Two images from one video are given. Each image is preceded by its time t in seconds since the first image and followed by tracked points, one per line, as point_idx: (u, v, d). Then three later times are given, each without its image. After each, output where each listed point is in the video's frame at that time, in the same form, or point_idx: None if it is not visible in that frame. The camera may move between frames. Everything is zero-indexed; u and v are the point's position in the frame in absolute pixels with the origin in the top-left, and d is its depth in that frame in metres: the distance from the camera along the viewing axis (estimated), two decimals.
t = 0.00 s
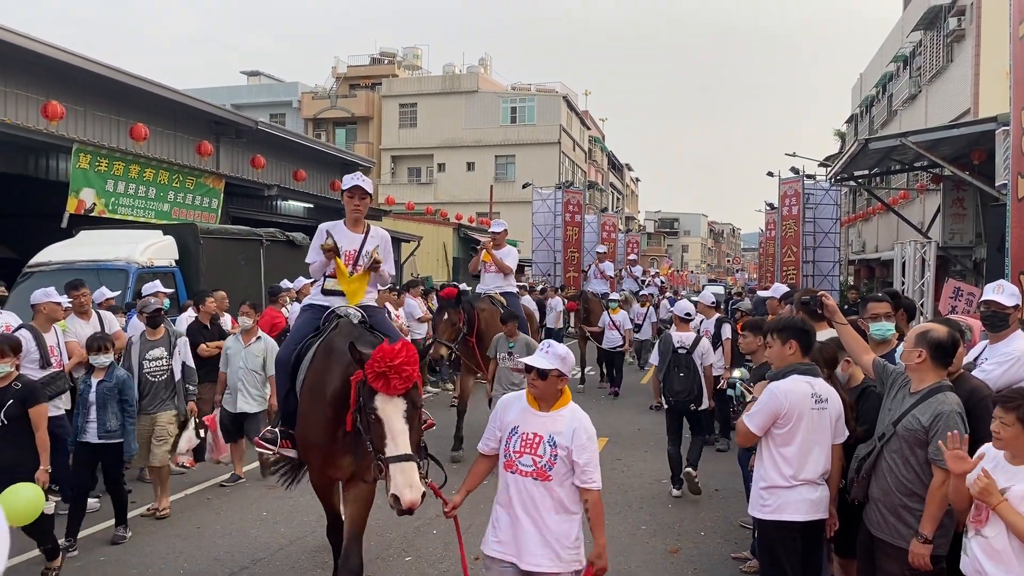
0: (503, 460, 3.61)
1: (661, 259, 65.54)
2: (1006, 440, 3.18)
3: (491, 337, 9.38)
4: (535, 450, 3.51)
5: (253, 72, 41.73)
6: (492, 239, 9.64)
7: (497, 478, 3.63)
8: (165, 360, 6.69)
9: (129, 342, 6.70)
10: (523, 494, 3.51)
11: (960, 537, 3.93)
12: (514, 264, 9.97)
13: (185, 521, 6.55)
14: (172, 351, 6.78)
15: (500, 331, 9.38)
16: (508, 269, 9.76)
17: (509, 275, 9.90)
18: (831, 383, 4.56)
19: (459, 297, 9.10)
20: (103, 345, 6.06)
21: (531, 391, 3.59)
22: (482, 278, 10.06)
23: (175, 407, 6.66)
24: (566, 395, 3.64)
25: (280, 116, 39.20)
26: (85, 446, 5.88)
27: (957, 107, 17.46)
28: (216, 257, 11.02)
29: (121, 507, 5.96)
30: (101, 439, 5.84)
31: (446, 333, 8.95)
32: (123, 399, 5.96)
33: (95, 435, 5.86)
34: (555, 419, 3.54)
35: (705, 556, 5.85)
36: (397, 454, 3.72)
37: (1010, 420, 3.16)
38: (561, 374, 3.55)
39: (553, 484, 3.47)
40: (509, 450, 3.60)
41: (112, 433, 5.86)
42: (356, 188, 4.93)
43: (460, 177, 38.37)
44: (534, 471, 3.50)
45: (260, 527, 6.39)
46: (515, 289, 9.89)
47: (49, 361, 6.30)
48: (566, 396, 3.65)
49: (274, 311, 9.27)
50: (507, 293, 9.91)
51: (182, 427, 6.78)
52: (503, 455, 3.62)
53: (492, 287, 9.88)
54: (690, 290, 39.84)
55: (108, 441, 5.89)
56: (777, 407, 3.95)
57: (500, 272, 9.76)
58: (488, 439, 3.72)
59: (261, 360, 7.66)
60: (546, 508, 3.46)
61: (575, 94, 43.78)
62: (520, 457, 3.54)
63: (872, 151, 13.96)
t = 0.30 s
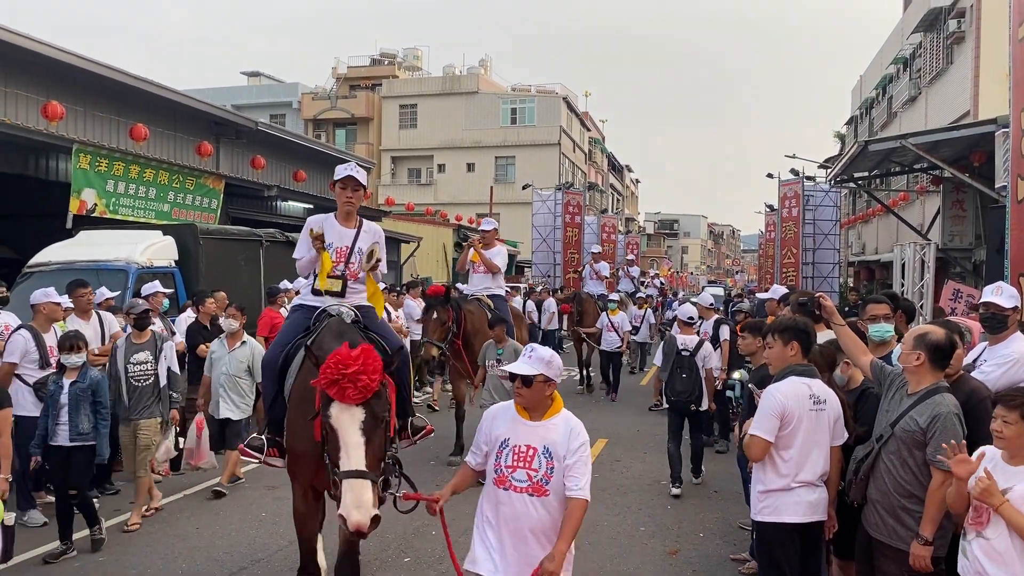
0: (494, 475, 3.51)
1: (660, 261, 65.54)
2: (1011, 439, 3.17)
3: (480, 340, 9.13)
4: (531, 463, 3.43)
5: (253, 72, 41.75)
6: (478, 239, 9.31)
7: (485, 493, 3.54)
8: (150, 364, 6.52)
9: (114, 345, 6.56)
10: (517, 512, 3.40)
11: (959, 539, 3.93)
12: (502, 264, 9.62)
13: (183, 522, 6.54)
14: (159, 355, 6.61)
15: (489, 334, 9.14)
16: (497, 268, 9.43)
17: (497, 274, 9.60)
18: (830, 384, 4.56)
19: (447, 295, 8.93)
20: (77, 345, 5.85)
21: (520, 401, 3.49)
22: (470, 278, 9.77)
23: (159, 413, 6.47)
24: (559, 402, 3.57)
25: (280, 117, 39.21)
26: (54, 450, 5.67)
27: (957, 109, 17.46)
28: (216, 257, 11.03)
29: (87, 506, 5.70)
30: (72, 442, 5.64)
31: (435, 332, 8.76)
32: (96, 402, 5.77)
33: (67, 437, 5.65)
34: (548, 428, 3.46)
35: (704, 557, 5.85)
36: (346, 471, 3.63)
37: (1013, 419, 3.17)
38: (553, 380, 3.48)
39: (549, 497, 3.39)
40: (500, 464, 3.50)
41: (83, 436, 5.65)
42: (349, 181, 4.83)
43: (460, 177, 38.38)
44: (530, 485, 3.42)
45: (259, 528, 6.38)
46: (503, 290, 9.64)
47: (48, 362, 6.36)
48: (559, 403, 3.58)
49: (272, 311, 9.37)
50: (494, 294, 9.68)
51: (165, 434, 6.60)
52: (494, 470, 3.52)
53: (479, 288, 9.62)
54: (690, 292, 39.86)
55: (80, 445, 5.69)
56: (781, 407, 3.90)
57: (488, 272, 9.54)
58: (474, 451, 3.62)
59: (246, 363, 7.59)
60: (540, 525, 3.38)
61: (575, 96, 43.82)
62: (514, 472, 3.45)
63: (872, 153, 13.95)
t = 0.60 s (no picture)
0: (453, 502, 3.12)
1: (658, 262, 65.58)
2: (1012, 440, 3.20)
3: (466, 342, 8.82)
4: (492, 486, 3.05)
5: (252, 74, 41.78)
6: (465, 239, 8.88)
7: (447, 522, 3.16)
8: (133, 366, 6.37)
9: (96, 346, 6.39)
10: (483, 542, 3.04)
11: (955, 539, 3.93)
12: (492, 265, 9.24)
13: (181, 523, 6.52)
14: (141, 357, 6.45)
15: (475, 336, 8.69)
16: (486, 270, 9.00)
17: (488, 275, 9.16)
18: (826, 386, 4.57)
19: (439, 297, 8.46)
20: (50, 351, 5.78)
21: (474, 419, 3.11)
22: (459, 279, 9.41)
23: (143, 417, 6.36)
24: (519, 414, 3.20)
25: (278, 118, 39.23)
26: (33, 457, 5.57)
27: (954, 111, 17.50)
28: (215, 259, 11.02)
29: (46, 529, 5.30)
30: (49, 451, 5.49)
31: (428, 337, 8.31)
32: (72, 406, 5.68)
33: (44, 445, 5.51)
34: (512, 445, 3.09)
35: (702, 558, 5.85)
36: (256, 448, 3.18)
37: (1016, 419, 3.19)
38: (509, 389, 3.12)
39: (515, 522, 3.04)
40: (458, 490, 3.12)
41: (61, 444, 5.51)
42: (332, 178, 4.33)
43: (458, 179, 38.39)
44: (493, 510, 3.05)
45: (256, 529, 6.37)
46: (492, 291, 9.24)
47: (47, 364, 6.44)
48: (519, 414, 3.22)
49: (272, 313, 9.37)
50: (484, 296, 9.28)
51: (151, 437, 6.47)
52: (452, 497, 3.13)
53: (469, 290, 9.24)
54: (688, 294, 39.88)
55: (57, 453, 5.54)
56: (780, 409, 3.89)
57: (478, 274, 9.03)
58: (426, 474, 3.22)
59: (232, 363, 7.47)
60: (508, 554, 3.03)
61: (573, 97, 43.86)
62: (474, 497, 3.08)
63: (870, 155, 13.97)
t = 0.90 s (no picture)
0: (409, 514, 2.93)
1: (655, 264, 65.61)
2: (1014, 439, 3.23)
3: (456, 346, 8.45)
4: (449, 501, 2.84)
5: (249, 75, 41.75)
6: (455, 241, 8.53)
7: (403, 536, 2.97)
8: (108, 371, 6.28)
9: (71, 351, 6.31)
10: (435, 560, 2.84)
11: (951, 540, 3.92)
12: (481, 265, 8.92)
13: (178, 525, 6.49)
14: (117, 361, 6.35)
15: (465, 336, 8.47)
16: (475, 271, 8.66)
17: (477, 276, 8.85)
18: (821, 387, 4.58)
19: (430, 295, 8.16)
20: (19, 357, 5.56)
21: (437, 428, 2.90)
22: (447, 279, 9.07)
23: (120, 424, 6.28)
24: (489, 429, 2.97)
25: (275, 119, 39.16)
26: (3, 467, 5.43)
27: (951, 113, 17.54)
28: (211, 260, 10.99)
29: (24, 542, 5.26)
30: (21, 460, 5.40)
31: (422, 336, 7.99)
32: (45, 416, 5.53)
33: (15, 454, 5.40)
34: (475, 459, 2.86)
35: (699, 560, 5.84)
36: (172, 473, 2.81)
37: (1016, 419, 3.21)
38: (481, 399, 2.91)
39: (472, 543, 2.81)
40: (415, 502, 2.92)
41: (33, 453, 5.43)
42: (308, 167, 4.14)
43: (456, 180, 38.38)
44: (449, 527, 2.84)
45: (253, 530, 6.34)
46: (481, 292, 8.99)
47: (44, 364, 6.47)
48: (491, 428, 2.98)
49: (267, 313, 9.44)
50: (472, 297, 8.99)
51: (129, 444, 6.37)
52: (409, 509, 2.93)
53: (456, 290, 8.92)
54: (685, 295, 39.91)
55: (29, 463, 5.44)
56: (773, 411, 3.90)
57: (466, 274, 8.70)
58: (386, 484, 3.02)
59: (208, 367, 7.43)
60: None
61: (570, 98, 43.90)
62: (430, 512, 2.87)
63: (867, 156, 13.98)
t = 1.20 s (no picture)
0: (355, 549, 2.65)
1: (651, 264, 65.67)
2: (1005, 443, 3.23)
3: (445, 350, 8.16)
4: (396, 537, 2.55)
5: (245, 75, 41.66)
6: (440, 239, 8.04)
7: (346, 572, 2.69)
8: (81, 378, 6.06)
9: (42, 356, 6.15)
10: None
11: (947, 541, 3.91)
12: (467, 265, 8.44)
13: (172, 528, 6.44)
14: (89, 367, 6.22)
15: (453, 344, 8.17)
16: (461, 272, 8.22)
17: (462, 277, 8.37)
18: (816, 389, 4.58)
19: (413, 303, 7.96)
20: None
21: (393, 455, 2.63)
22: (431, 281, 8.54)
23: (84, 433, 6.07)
24: (451, 461, 2.65)
25: (271, 120, 39.08)
26: None
27: (945, 114, 17.58)
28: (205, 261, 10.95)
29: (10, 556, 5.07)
30: None
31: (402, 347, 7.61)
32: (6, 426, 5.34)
33: None
34: (430, 493, 2.57)
35: (696, 561, 5.83)
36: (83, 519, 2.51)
37: (1008, 421, 3.23)
38: (443, 426, 2.64)
39: None
40: (362, 537, 2.64)
41: None
42: (268, 166, 3.82)
43: (452, 180, 38.36)
44: (394, 568, 2.54)
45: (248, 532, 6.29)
46: (468, 294, 8.39)
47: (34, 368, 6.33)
48: (455, 459, 2.67)
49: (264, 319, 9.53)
50: (459, 299, 8.45)
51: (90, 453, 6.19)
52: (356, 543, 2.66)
53: (442, 293, 8.39)
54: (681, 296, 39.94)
55: None
56: (766, 413, 3.89)
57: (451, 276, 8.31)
58: (340, 513, 2.80)
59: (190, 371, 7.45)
60: None
61: (567, 99, 43.92)
62: (376, 548, 2.59)
63: (862, 157, 13.99)
